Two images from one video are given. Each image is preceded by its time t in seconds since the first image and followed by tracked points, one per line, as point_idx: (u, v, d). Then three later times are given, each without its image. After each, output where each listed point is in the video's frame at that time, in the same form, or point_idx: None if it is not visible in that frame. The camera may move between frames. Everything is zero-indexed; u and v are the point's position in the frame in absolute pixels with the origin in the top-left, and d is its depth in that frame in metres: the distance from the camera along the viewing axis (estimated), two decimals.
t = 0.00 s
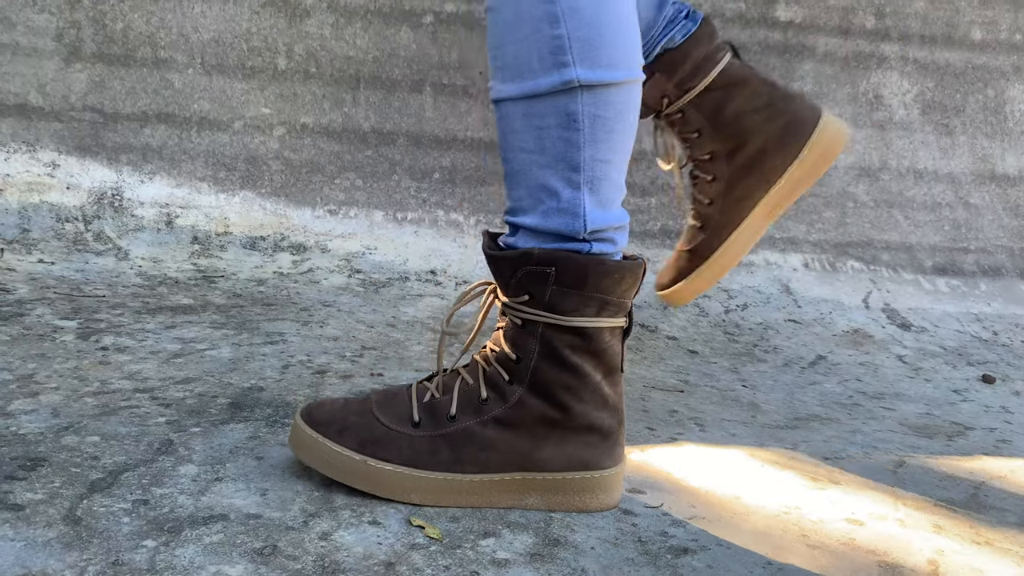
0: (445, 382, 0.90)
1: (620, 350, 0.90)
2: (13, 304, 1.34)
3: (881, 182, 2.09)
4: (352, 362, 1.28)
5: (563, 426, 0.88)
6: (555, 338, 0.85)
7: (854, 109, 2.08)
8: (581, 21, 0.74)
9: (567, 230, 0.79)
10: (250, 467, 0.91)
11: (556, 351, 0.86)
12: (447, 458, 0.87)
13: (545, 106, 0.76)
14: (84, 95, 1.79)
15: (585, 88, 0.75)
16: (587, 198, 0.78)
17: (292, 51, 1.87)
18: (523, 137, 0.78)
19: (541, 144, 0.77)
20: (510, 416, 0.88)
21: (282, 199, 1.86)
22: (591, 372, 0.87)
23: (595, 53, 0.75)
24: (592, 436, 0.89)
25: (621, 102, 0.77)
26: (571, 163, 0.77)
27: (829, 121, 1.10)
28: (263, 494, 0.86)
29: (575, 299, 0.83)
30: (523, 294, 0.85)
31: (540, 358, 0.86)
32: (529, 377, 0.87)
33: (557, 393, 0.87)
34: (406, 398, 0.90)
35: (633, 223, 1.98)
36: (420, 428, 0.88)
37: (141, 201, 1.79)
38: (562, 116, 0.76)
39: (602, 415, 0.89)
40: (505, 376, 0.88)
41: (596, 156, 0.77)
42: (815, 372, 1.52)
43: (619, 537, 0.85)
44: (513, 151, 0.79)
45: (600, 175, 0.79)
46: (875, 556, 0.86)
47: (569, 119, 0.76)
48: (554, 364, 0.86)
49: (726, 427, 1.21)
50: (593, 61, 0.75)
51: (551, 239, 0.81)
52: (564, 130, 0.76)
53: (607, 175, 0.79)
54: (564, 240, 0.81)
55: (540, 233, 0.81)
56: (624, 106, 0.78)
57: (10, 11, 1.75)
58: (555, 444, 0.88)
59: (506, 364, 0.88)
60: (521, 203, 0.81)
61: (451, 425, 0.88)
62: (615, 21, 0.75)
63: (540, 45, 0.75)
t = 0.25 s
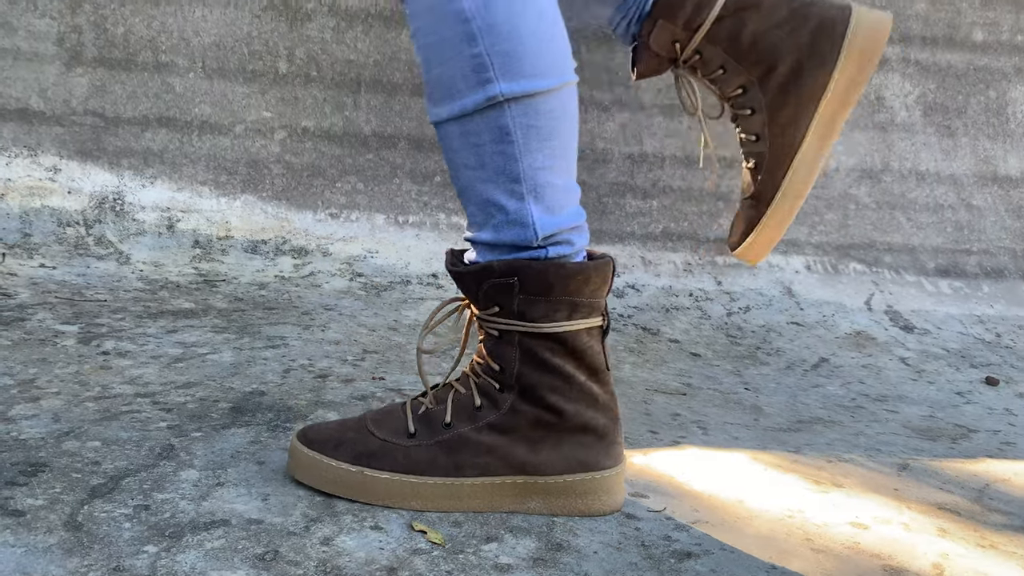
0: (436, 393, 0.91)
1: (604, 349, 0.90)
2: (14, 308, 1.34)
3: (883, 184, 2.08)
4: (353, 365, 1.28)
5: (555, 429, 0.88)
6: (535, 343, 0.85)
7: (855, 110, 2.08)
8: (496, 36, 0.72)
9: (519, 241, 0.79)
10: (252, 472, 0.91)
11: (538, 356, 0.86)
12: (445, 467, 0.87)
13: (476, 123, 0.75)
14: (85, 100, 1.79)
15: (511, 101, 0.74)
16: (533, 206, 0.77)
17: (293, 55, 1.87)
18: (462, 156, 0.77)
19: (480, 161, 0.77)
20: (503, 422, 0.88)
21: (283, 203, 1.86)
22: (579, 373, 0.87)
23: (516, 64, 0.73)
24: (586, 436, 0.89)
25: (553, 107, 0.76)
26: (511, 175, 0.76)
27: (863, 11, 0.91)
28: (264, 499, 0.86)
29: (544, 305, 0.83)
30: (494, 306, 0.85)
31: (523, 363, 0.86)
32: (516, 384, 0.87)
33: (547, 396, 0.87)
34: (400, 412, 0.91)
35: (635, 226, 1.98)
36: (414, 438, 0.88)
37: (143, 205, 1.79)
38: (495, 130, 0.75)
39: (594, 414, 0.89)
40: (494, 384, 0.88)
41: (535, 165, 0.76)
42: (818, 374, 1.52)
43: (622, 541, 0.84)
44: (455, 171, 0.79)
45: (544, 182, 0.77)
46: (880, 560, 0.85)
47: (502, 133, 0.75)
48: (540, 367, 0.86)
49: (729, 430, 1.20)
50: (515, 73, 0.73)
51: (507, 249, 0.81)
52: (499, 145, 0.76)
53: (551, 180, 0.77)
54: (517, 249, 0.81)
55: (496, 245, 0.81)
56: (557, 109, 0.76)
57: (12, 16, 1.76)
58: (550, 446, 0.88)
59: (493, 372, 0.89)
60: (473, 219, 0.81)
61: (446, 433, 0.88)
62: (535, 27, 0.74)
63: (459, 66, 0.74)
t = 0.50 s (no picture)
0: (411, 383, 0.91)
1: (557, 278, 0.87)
2: (16, 312, 1.34)
3: (885, 186, 2.08)
4: (355, 368, 1.28)
5: (527, 375, 0.85)
6: (487, 298, 0.83)
7: (858, 112, 2.07)
8: None
9: (440, 198, 0.77)
10: (254, 475, 0.91)
11: (490, 310, 0.83)
12: (434, 448, 0.87)
13: (371, 88, 0.74)
14: (87, 104, 1.80)
15: (398, 59, 0.72)
16: (447, 160, 0.75)
17: (294, 58, 1.86)
18: (367, 125, 0.76)
19: (384, 126, 0.75)
20: (475, 385, 0.86)
21: (285, 206, 1.86)
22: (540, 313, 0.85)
23: (395, 20, 0.71)
24: (559, 373, 0.86)
25: (443, 56, 0.74)
26: (418, 133, 0.75)
27: None
28: (266, 502, 0.85)
29: (483, 256, 0.81)
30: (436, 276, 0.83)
31: (477, 321, 0.84)
32: (478, 343, 0.85)
33: (511, 347, 0.85)
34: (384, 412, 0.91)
35: (637, 228, 1.98)
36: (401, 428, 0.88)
37: (145, 208, 1.79)
38: (391, 91, 0.74)
39: (559, 350, 0.86)
40: (458, 352, 0.87)
41: (438, 118, 0.74)
42: (821, 376, 1.52)
43: (625, 544, 0.84)
44: (364, 142, 0.78)
45: (454, 135, 0.75)
46: (884, 562, 0.85)
47: (398, 93, 0.74)
48: (498, 321, 0.84)
49: (732, 432, 1.20)
50: (395, 29, 0.72)
51: (429, 210, 0.79)
52: (398, 105, 0.74)
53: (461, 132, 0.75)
54: (440, 209, 0.78)
55: (417, 209, 0.78)
56: (451, 59, 0.74)
57: (13, 20, 1.76)
58: (528, 394, 0.86)
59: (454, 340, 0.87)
60: (393, 189, 0.79)
61: (426, 416, 0.88)
62: None
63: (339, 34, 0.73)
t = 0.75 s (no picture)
0: (405, 383, 0.91)
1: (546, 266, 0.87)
2: (21, 314, 1.35)
3: (887, 187, 2.08)
4: (359, 370, 1.28)
5: (520, 364, 0.86)
6: (476, 289, 0.83)
7: (860, 113, 2.07)
8: None
9: (425, 186, 0.77)
10: (257, 476, 0.91)
11: (479, 300, 0.83)
12: (433, 446, 0.87)
13: (354, 77, 0.74)
14: (91, 106, 1.80)
15: (380, 47, 0.73)
16: (431, 147, 0.75)
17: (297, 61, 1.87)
18: (350, 115, 0.76)
19: (368, 115, 0.75)
20: (468, 378, 0.86)
21: (288, 208, 1.87)
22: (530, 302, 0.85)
23: (375, 9, 0.72)
24: (550, 361, 0.87)
25: (425, 43, 0.74)
26: (401, 121, 0.75)
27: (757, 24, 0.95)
28: (270, 503, 0.86)
29: (469, 244, 0.81)
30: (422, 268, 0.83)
31: (466, 313, 0.85)
32: (468, 335, 0.85)
33: (502, 337, 0.85)
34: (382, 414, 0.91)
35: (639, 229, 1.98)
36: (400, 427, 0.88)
37: (148, 211, 1.80)
38: (373, 80, 0.74)
39: (550, 338, 0.86)
40: (449, 345, 0.87)
41: (421, 106, 0.75)
42: (823, 377, 1.52)
43: (628, 544, 0.84)
44: (348, 133, 0.78)
45: (437, 122, 0.76)
46: (888, 563, 0.85)
47: (381, 81, 0.74)
48: (488, 313, 0.84)
49: (735, 433, 1.20)
50: (376, 17, 0.72)
51: (415, 199, 0.79)
52: (381, 94, 0.74)
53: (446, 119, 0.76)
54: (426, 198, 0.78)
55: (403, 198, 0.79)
56: (433, 46, 0.75)
57: (18, 23, 1.76)
58: (522, 383, 0.86)
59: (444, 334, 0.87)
60: (378, 180, 0.79)
61: (423, 416, 0.88)
62: None
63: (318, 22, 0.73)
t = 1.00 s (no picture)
0: (422, 391, 0.91)
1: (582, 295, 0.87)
2: (27, 316, 1.35)
3: (892, 188, 2.08)
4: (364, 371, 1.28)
5: (543, 387, 0.85)
6: (507, 305, 0.84)
7: (865, 114, 2.07)
8: None
9: (485, 190, 0.77)
10: (263, 478, 0.91)
11: (510, 316, 0.84)
12: (445, 460, 0.86)
13: (438, 69, 0.74)
14: (96, 109, 1.81)
15: (470, 44, 0.73)
16: (499, 154, 0.76)
17: (302, 63, 1.87)
18: (425, 106, 0.76)
19: (443, 109, 0.75)
20: (488, 395, 0.86)
21: (293, 210, 1.88)
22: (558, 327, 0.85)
23: (473, 6, 0.72)
24: (573, 389, 0.86)
25: (511, 49, 0.75)
26: (475, 122, 0.75)
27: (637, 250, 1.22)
28: (276, 505, 0.86)
29: (510, 259, 0.81)
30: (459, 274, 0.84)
31: (495, 328, 0.85)
32: (492, 351, 0.86)
33: (526, 359, 0.85)
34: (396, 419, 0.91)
35: (643, 231, 1.98)
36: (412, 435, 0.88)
37: (153, 213, 1.80)
38: (456, 75, 0.74)
39: (576, 367, 0.86)
40: (471, 359, 0.87)
41: (499, 111, 0.75)
42: (829, 379, 1.51)
43: (634, 547, 0.84)
44: (419, 122, 0.78)
45: (509, 129, 0.76)
46: (895, 565, 0.85)
47: (463, 78, 0.74)
48: (514, 331, 0.84)
49: (740, 435, 1.20)
50: (473, 15, 0.72)
51: (471, 203, 0.79)
52: (461, 91, 0.74)
53: (516, 128, 0.76)
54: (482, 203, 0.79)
55: (460, 198, 0.79)
56: (517, 54, 0.75)
57: (23, 26, 1.76)
58: (542, 407, 0.86)
59: (469, 347, 0.87)
60: (438, 174, 0.79)
61: (437, 427, 0.87)
62: None
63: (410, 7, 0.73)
